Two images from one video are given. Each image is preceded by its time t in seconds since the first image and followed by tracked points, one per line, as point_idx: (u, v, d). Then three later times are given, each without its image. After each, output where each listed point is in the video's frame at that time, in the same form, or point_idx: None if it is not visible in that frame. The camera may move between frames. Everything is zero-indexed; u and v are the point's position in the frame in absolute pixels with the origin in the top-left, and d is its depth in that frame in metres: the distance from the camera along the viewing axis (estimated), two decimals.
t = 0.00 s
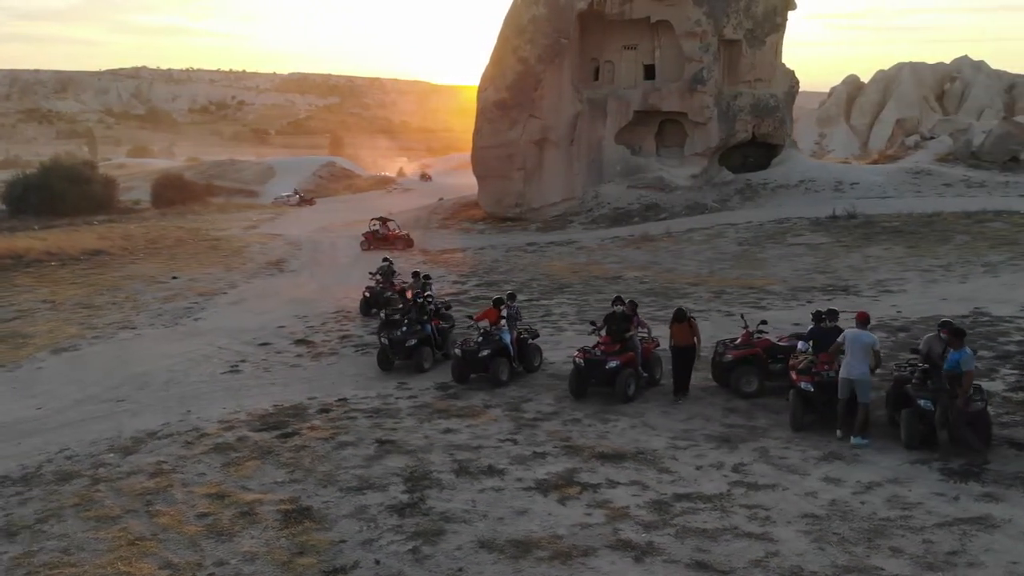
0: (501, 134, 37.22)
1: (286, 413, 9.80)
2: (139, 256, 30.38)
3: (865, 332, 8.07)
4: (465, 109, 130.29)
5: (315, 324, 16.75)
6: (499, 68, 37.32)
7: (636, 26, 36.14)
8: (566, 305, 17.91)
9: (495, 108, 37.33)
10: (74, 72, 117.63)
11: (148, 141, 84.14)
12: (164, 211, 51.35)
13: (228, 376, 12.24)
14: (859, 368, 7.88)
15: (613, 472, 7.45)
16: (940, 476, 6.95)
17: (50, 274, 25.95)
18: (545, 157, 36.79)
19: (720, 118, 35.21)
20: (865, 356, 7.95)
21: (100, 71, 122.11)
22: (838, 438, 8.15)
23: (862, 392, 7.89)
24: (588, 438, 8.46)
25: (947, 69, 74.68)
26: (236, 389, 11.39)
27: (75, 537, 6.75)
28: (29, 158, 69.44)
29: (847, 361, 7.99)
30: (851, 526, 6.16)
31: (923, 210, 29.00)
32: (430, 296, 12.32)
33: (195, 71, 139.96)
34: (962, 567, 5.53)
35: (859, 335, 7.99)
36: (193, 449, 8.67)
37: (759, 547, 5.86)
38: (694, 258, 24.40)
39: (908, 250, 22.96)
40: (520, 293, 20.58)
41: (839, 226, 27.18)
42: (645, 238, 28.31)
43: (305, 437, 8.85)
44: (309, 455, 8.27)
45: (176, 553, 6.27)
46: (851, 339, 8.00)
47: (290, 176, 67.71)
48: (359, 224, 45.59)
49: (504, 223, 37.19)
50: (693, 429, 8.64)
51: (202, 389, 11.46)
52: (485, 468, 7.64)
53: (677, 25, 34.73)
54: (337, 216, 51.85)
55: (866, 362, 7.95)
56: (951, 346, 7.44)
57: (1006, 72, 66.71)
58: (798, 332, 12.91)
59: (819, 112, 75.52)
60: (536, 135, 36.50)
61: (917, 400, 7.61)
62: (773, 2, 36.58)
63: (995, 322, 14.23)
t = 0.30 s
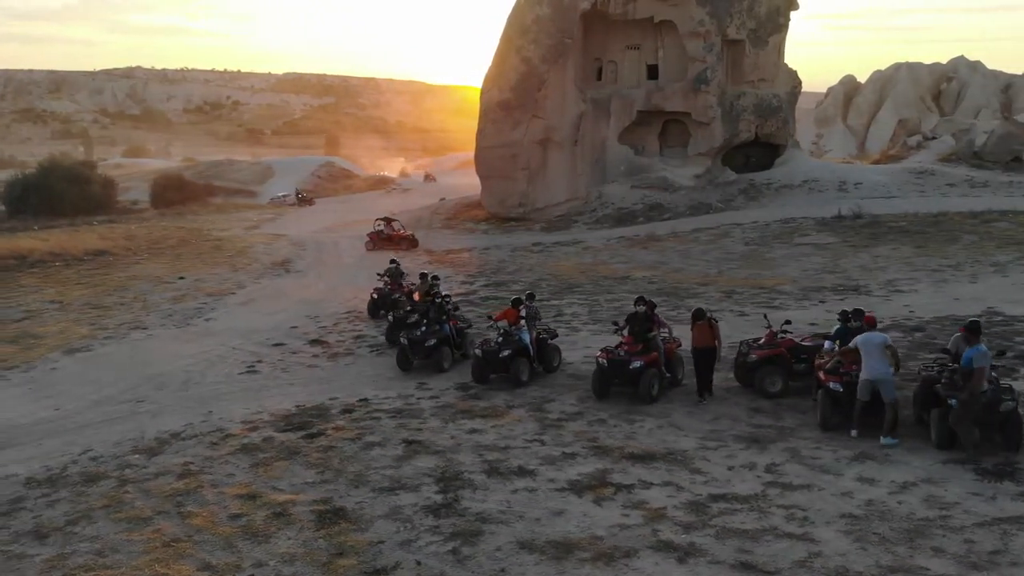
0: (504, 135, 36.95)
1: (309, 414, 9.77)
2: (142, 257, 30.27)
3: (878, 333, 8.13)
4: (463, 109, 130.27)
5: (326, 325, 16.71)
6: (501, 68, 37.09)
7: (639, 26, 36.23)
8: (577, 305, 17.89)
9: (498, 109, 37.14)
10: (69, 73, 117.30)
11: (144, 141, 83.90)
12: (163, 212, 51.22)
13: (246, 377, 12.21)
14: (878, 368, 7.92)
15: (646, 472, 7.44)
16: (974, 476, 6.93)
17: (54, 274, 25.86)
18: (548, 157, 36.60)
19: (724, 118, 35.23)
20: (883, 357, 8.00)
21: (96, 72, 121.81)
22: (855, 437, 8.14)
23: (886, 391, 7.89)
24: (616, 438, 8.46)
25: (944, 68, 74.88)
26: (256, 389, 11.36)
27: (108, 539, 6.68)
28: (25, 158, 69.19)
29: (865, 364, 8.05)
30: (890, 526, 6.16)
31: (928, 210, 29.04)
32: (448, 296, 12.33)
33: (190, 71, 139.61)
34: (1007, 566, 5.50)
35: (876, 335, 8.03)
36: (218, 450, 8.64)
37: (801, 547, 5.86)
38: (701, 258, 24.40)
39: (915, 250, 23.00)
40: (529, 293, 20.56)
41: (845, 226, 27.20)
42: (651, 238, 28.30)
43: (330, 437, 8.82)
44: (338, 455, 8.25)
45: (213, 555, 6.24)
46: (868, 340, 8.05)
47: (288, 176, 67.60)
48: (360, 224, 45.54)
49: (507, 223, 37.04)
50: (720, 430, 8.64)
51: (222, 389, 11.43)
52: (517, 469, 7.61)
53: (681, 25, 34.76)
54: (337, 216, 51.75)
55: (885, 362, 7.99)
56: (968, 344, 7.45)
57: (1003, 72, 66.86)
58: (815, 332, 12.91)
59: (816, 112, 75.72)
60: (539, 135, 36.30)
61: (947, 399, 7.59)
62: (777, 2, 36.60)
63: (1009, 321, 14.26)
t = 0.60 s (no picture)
0: (510, 134, 37.02)
1: (333, 414, 9.75)
2: (146, 257, 30.16)
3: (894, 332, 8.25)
4: (461, 109, 130.24)
5: (339, 326, 16.68)
6: (507, 68, 37.20)
7: (644, 26, 36.20)
8: (589, 305, 17.87)
9: (503, 108, 37.18)
10: (65, 73, 117.03)
11: (142, 142, 83.71)
12: (164, 212, 51.10)
13: (264, 377, 12.18)
14: (902, 363, 7.95)
15: (679, 473, 7.43)
16: (1009, 475, 6.88)
17: (60, 274, 25.76)
18: (553, 157, 36.60)
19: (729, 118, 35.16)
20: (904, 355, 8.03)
21: (93, 72, 121.57)
22: (885, 437, 8.11)
23: (914, 385, 7.91)
24: (644, 439, 8.44)
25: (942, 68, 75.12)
26: (276, 390, 11.33)
27: (142, 540, 6.62)
28: (23, 158, 68.98)
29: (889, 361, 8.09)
30: (930, 525, 6.13)
31: (934, 209, 29.08)
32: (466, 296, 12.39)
33: (186, 71, 139.36)
34: None
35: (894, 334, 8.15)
36: (245, 451, 8.61)
37: (843, 547, 5.83)
38: (709, 258, 24.40)
39: (923, 250, 23.02)
40: (539, 293, 20.54)
41: (852, 226, 27.21)
42: (658, 238, 28.27)
43: (357, 438, 8.80)
44: (366, 456, 8.23)
45: (250, 556, 6.21)
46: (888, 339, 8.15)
47: (287, 176, 67.54)
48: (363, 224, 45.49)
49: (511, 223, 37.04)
50: (748, 430, 8.63)
51: (241, 389, 11.39)
52: (548, 469, 7.59)
53: (687, 25, 34.71)
54: (340, 216, 51.66)
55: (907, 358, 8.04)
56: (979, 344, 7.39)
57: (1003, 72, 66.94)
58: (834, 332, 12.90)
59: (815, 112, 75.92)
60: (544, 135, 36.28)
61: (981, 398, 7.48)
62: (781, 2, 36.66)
63: None
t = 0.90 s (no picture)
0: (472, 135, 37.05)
1: (314, 417, 9.61)
2: (102, 260, 29.44)
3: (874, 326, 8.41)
4: (417, 109, 129.68)
5: (308, 328, 16.47)
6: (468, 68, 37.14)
7: (604, 26, 36.13)
8: (559, 304, 17.92)
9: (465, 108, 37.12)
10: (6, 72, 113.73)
11: (89, 143, 81.73)
12: (116, 214, 49.96)
13: (237, 381, 11.96)
14: (882, 356, 8.12)
15: (669, 470, 7.47)
16: (990, 465, 7.04)
17: (12, 279, 25.03)
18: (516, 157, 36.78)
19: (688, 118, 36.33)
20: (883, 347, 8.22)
21: (36, 72, 118.36)
22: (865, 431, 8.27)
23: (893, 377, 8.09)
24: (630, 437, 8.49)
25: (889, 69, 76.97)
26: (251, 394, 11.13)
27: (131, 550, 6.47)
28: None
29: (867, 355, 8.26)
30: (920, 515, 6.25)
31: (890, 207, 29.76)
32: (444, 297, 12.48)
33: (133, 70, 136.45)
34: None
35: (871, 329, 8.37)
36: (227, 457, 8.46)
37: (839, 540, 5.92)
38: (673, 256, 24.60)
39: (882, 247, 23.51)
40: (508, 293, 20.54)
41: (811, 224, 27.71)
42: (622, 237, 28.45)
43: (342, 441, 8.70)
44: (353, 459, 8.14)
45: (246, 563, 6.10)
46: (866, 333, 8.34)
47: (241, 177, 66.53)
48: (322, 225, 45.04)
49: (474, 223, 37.09)
50: (731, 426, 8.72)
51: (216, 395, 11.18)
52: (539, 468, 7.58)
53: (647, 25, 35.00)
54: (298, 217, 51.08)
55: (886, 351, 8.21)
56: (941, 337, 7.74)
57: (948, 73, 68.66)
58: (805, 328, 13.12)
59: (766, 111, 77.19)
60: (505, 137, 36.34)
61: (961, 393, 7.67)
62: (738, 4, 37.32)
63: (985, 314, 14.66)
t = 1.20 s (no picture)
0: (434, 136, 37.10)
1: (295, 421, 9.47)
2: (55, 264, 28.66)
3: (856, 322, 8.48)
4: (370, 109, 128.86)
5: (277, 330, 16.24)
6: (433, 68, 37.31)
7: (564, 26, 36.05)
8: (529, 305, 17.95)
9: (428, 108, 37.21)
10: None
11: (33, 144, 79.52)
12: (65, 217, 48.71)
13: (210, 385, 11.74)
14: (865, 353, 8.23)
15: (659, 467, 7.52)
16: (972, 457, 7.23)
17: None
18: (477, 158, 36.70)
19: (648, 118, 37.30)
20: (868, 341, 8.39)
21: None
22: (847, 425, 8.41)
23: (874, 373, 8.21)
24: (617, 435, 8.53)
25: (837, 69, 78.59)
26: (227, 398, 10.94)
27: (120, 559, 6.34)
28: None
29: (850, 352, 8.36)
30: (910, 507, 6.40)
31: (847, 205, 30.44)
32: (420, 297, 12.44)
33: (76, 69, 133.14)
34: None
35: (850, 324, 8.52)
36: (210, 462, 8.30)
37: (835, 533, 6.02)
38: (637, 255, 24.79)
39: (841, 244, 24.02)
40: (476, 293, 20.51)
41: (771, 222, 28.17)
42: (586, 237, 28.59)
43: (326, 444, 8.59)
44: (340, 461, 8.05)
45: (242, 569, 6.01)
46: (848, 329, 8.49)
47: (192, 178, 65.36)
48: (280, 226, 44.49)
49: (436, 223, 37.01)
50: (716, 423, 8.81)
51: (191, 399, 10.97)
52: (530, 468, 7.58)
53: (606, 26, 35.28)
54: (254, 218, 50.39)
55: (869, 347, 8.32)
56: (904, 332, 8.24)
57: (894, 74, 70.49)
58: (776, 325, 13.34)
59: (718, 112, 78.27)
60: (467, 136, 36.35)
61: (939, 387, 7.89)
62: (694, 4, 37.81)
63: (946, 310, 15.09)
